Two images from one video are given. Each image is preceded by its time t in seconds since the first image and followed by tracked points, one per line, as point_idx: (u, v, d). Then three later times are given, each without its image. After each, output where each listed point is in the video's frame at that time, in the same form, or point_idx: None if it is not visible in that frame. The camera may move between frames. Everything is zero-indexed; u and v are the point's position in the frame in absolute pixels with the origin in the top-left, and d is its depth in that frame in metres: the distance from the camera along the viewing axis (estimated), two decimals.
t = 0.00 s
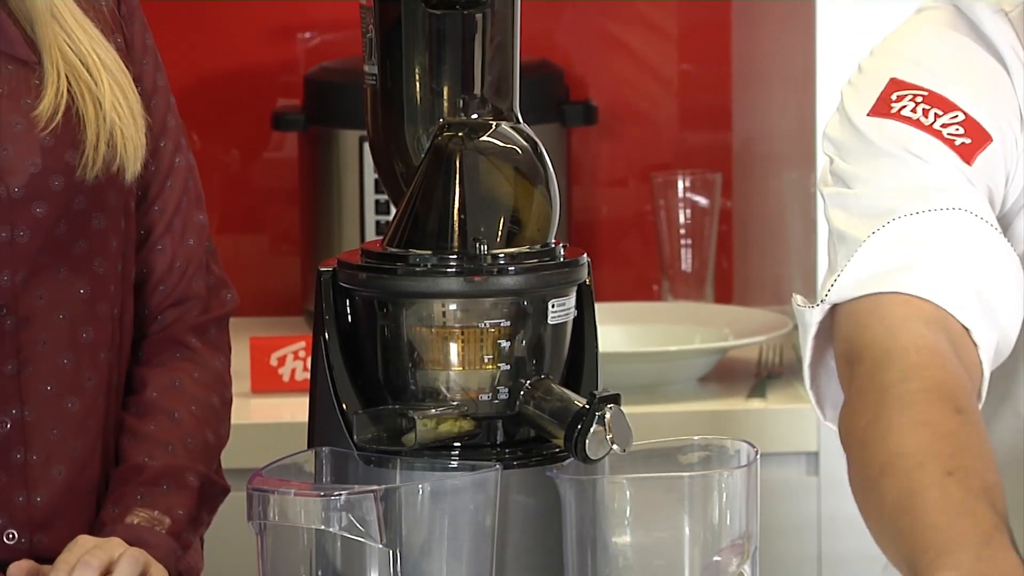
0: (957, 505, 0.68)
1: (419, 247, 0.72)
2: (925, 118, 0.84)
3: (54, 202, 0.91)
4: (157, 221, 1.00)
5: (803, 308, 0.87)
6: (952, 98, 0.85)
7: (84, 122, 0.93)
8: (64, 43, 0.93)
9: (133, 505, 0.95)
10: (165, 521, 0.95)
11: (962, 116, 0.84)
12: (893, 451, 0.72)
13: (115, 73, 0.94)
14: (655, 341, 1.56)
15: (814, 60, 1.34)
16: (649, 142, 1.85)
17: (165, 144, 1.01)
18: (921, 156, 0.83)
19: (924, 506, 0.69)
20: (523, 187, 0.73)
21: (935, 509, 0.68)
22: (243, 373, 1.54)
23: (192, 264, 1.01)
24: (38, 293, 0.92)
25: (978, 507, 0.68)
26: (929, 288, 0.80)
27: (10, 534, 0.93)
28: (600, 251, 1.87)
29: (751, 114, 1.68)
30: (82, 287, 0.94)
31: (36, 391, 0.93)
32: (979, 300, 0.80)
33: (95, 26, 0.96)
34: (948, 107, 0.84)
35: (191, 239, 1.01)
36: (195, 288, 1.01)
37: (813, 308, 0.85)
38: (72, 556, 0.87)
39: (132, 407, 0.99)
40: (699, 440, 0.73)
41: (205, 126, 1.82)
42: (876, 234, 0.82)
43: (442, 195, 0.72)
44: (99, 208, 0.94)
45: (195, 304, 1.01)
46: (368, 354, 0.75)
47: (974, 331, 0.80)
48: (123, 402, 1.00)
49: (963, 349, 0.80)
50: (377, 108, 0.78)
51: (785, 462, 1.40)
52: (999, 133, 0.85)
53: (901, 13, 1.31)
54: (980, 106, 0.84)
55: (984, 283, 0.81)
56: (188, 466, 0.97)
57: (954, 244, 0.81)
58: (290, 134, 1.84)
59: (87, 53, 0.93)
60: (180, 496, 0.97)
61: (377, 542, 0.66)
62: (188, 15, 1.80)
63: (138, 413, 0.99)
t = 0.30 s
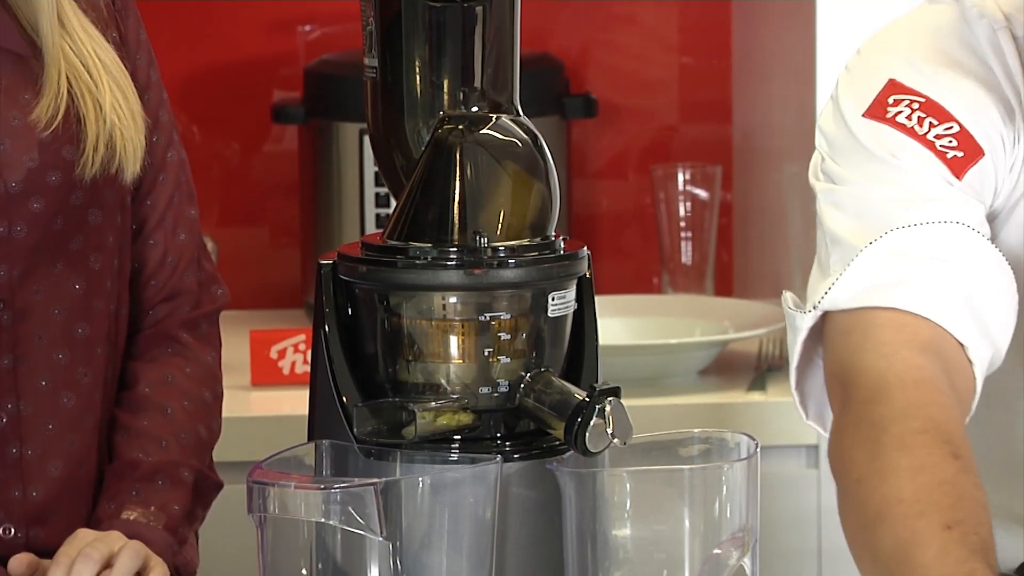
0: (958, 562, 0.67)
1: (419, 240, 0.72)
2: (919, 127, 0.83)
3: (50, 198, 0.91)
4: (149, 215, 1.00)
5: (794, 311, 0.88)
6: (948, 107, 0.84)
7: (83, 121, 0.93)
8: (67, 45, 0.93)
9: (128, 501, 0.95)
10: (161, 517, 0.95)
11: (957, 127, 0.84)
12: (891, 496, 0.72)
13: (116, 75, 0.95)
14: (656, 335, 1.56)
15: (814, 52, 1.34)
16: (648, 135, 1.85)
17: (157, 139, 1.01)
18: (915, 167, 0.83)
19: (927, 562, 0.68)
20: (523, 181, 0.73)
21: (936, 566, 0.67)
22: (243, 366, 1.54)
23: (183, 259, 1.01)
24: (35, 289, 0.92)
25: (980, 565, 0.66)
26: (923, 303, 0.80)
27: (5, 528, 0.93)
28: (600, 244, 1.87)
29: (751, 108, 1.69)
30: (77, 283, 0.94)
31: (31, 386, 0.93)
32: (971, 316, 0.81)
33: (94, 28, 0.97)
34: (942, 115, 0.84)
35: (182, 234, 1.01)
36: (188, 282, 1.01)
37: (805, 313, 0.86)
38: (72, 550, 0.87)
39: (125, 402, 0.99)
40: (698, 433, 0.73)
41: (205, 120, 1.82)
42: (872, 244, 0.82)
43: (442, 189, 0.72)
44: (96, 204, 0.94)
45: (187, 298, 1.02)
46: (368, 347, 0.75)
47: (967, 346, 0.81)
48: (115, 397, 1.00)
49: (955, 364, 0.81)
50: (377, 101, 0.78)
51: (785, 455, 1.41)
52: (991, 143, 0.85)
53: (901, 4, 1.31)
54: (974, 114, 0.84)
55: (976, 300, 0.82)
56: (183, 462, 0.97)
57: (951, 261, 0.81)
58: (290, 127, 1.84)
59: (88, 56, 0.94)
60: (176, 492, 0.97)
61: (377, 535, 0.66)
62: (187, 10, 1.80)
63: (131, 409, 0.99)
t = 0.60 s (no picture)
0: (949, 496, 0.68)
1: (419, 230, 0.72)
2: (924, 99, 0.81)
3: (45, 187, 0.92)
4: (142, 204, 1.00)
5: (787, 276, 0.85)
6: (954, 80, 0.81)
7: (78, 111, 0.93)
8: (60, 35, 0.94)
9: (125, 493, 0.95)
10: (157, 508, 0.95)
11: (962, 101, 0.81)
12: (879, 442, 0.72)
13: (109, 65, 0.95)
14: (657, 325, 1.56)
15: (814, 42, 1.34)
16: (648, 125, 1.85)
17: (150, 128, 1.01)
18: (918, 137, 0.80)
19: (918, 496, 0.69)
20: (522, 170, 0.72)
21: (929, 498, 0.68)
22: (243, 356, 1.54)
23: (176, 248, 1.01)
24: (28, 279, 0.92)
25: (970, 498, 0.68)
26: (913, 270, 0.78)
27: None
28: (601, 234, 1.87)
29: (751, 98, 1.69)
30: (72, 273, 0.94)
31: (25, 376, 0.93)
32: (959, 285, 0.79)
33: (88, 17, 0.97)
34: (948, 87, 0.81)
35: (176, 223, 1.02)
36: (180, 272, 1.01)
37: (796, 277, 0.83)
38: (72, 539, 0.88)
39: (118, 392, 0.99)
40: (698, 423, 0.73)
41: (205, 110, 1.82)
42: (867, 209, 0.80)
43: (442, 178, 0.72)
44: (90, 194, 0.94)
45: (180, 288, 1.02)
46: (369, 337, 0.75)
47: (952, 315, 0.79)
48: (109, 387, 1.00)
49: (940, 332, 0.78)
50: (377, 90, 0.78)
51: (786, 444, 1.41)
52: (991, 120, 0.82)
53: None
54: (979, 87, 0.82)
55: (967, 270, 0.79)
56: (178, 452, 0.97)
57: (944, 228, 0.78)
58: (290, 117, 1.84)
59: (81, 44, 0.94)
60: (171, 482, 0.97)
61: (377, 524, 0.66)
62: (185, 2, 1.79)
63: (124, 400, 0.99)
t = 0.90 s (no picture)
0: (950, 412, 0.70)
1: (419, 220, 0.72)
2: (930, 59, 0.84)
3: (41, 177, 0.92)
4: (136, 193, 1.00)
5: (788, 229, 0.88)
6: (958, 40, 0.85)
7: (73, 100, 0.93)
8: (55, 24, 0.93)
9: (122, 484, 0.95)
10: (155, 498, 0.95)
11: (967, 60, 0.84)
12: (879, 367, 0.75)
13: (103, 55, 0.95)
14: (657, 314, 1.56)
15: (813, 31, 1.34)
16: (648, 115, 1.85)
17: (144, 117, 1.01)
18: (921, 96, 0.84)
19: (921, 416, 0.71)
20: (521, 158, 0.72)
21: (931, 418, 0.70)
22: (242, 347, 1.54)
23: (170, 238, 1.01)
24: (25, 269, 0.92)
25: (972, 415, 0.70)
26: (915, 221, 0.82)
27: None
28: (601, 224, 1.87)
29: (751, 87, 1.69)
30: (68, 263, 0.94)
31: (21, 367, 0.93)
32: (961, 238, 0.83)
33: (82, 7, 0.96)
34: (955, 50, 0.85)
35: (169, 213, 1.01)
36: (175, 261, 1.01)
37: (799, 229, 0.86)
38: (72, 529, 0.87)
39: (115, 383, 0.99)
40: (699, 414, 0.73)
41: (205, 100, 1.82)
42: (869, 163, 0.84)
43: (442, 168, 0.72)
44: (86, 184, 0.94)
45: (174, 277, 1.01)
46: (369, 327, 0.75)
47: (949, 266, 0.83)
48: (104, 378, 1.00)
49: (937, 280, 0.82)
50: (377, 81, 0.77)
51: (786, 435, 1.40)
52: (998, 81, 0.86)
53: None
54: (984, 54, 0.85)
55: (967, 221, 0.83)
56: (174, 442, 0.97)
57: (944, 181, 0.83)
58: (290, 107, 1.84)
59: (75, 33, 0.94)
60: (169, 472, 0.97)
61: (377, 515, 0.66)
62: None
63: (120, 390, 0.98)
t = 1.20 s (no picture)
0: (955, 396, 0.70)
1: (420, 210, 0.72)
2: (932, 37, 0.85)
3: (41, 165, 0.92)
4: (134, 181, 1.00)
5: (793, 207, 0.88)
6: (960, 19, 0.86)
7: (71, 88, 0.93)
8: (52, 11, 0.93)
9: (121, 473, 0.95)
10: (153, 487, 0.95)
11: (970, 39, 0.85)
12: (885, 347, 0.75)
13: (101, 42, 0.95)
14: (656, 304, 1.56)
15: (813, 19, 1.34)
16: (647, 105, 1.85)
17: (142, 105, 1.01)
18: (924, 74, 0.84)
19: (926, 398, 0.71)
20: (521, 147, 0.72)
21: (936, 399, 0.70)
22: (242, 336, 1.54)
23: (168, 226, 1.01)
24: (25, 257, 0.93)
25: (977, 400, 0.70)
26: (920, 198, 0.83)
27: None
28: (601, 214, 1.87)
29: (751, 77, 1.69)
30: (68, 251, 0.94)
31: (21, 355, 0.93)
32: (967, 217, 0.83)
33: None
34: (957, 28, 0.85)
35: (167, 201, 1.02)
36: (172, 250, 1.01)
37: (804, 208, 0.87)
38: (72, 518, 0.87)
39: (112, 372, 0.99)
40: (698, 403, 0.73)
41: (205, 89, 1.82)
42: (874, 141, 0.84)
43: (443, 157, 0.72)
44: (85, 172, 0.94)
45: (172, 266, 1.02)
46: (369, 316, 0.74)
47: (958, 244, 0.83)
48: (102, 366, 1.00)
49: (943, 258, 0.83)
50: (377, 70, 0.78)
51: (786, 425, 1.40)
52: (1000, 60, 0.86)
53: None
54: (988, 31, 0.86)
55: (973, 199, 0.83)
56: (172, 431, 0.98)
57: (951, 160, 0.83)
58: (290, 97, 1.84)
59: (73, 20, 0.94)
60: (168, 461, 0.97)
61: (378, 504, 0.66)
62: None
63: (118, 379, 0.99)
